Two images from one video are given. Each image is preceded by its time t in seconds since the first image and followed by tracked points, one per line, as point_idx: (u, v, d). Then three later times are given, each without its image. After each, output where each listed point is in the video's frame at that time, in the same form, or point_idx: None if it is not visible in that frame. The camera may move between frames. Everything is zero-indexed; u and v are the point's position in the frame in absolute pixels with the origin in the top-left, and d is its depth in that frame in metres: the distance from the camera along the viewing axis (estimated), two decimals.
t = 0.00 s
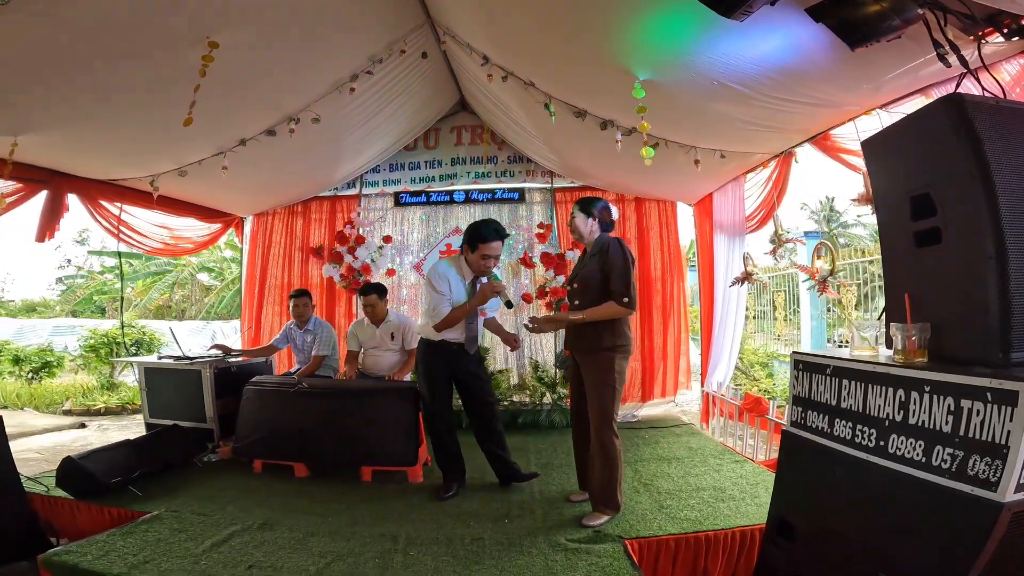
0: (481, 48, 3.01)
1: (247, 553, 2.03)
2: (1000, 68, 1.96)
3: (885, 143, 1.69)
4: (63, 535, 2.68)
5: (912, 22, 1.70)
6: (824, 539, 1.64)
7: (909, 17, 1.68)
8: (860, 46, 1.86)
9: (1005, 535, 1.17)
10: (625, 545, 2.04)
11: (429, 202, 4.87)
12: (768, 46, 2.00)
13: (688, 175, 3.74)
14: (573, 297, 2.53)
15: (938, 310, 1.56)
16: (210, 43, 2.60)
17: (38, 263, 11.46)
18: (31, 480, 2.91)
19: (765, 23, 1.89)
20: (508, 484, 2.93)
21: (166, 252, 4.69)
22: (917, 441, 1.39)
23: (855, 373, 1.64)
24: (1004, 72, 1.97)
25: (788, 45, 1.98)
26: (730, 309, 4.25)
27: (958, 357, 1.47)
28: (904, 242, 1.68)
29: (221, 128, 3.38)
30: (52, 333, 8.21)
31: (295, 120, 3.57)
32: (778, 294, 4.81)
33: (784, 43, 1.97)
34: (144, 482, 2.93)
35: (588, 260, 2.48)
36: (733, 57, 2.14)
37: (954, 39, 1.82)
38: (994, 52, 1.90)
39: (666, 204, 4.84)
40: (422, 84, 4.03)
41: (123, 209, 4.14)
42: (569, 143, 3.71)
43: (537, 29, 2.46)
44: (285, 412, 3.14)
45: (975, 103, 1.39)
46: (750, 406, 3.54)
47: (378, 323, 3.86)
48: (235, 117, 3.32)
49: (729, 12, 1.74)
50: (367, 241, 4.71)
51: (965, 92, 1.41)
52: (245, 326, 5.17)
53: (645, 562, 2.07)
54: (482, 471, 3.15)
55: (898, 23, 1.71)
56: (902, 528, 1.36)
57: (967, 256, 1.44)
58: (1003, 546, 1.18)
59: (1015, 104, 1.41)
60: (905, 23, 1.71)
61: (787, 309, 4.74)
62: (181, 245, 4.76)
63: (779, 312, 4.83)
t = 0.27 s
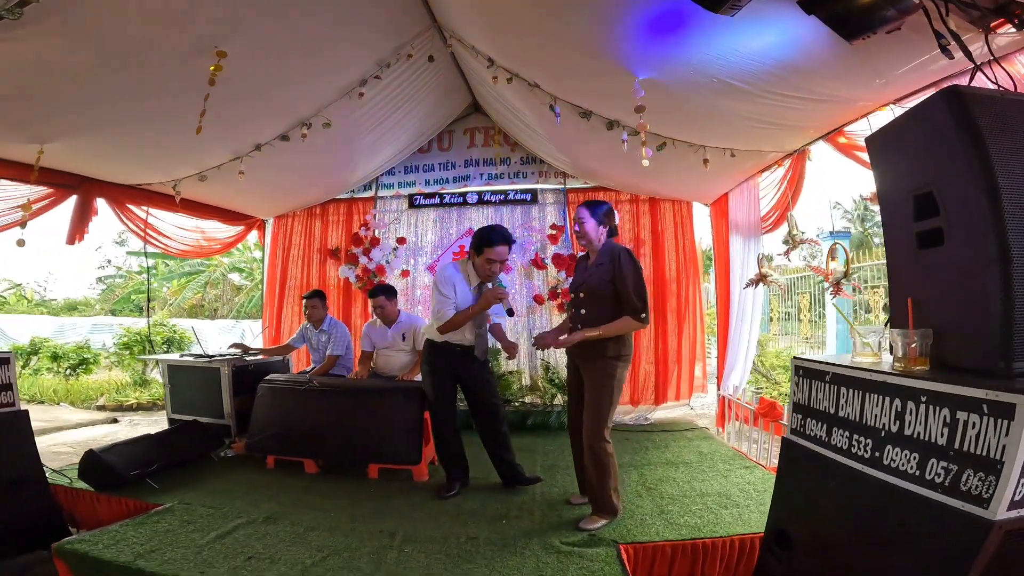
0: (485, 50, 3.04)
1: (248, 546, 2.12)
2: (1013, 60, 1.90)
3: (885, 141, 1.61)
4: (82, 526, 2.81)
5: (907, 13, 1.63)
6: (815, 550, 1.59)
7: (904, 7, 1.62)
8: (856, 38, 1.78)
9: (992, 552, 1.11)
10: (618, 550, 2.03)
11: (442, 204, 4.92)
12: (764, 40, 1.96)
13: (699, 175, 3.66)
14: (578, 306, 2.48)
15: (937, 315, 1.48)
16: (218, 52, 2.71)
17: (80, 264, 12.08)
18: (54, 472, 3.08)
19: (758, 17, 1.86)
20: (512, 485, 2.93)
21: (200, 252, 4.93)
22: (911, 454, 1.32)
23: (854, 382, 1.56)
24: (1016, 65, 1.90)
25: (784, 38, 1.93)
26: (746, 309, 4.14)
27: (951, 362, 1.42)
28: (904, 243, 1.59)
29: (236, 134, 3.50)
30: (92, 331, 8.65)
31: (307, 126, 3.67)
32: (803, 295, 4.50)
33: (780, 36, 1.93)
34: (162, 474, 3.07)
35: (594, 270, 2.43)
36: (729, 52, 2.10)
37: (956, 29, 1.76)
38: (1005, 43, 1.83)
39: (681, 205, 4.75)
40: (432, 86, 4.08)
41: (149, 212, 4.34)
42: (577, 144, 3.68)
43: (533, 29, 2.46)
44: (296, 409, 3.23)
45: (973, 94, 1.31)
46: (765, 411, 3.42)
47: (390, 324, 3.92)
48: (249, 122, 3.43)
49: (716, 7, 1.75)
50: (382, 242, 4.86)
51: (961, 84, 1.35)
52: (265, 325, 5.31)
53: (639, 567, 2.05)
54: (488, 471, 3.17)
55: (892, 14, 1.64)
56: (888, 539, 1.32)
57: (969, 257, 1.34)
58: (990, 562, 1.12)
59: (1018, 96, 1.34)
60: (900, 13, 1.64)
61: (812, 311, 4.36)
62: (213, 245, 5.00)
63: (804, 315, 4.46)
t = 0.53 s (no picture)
0: (478, 47, 3.01)
1: (237, 542, 2.12)
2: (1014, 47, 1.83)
3: (879, 128, 1.55)
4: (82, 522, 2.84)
5: None
6: (806, 554, 1.54)
7: None
8: (843, 24, 1.69)
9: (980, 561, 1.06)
10: (609, 553, 1.99)
11: (443, 203, 4.90)
12: (756, 29, 1.92)
13: (699, 170, 3.60)
14: (574, 302, 2.38)
15: (933, 313, 1.42)
16: (208, 54, 2.73)
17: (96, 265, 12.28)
18: (57, 470, 3.13)
19: (746, 6, 1.82)
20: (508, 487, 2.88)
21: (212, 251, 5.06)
22: (905, 459, 1.24)
23: (849, 381, 1.50)
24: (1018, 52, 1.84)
25: (775, 27, 1.89)
26: (750, 304, 4.05)
27: (943, 359, 1.36)
28: (900, 238, 1.54)
29: (233, 134, 3.51)
30: (106, 331, 8.82)
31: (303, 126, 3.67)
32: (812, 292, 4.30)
33: (769, 25, 1.88)
34: (161, 472, 3.10)
35: (592, 264, 2.34)
36: (722, 42, 2.06)
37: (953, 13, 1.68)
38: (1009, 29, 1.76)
39: (685, 201, 4.69)
40: (429, 84, 4.05)
41: (152, 213, 4.40)
42: (575, 140, 3.63)
43: (523, 24, 2.43)
44: (293, 409, 3.23)
45: (963, 82, 1.26)
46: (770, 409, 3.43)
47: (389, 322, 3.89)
48: (245, 123, 3.45)
49: None
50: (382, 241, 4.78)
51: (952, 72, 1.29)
52: (269, 324, 5.35)
53: (632, 571, 2.01)
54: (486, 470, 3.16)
55: None
56: (875, 543, 1.27)
57: (963, 249, 1.28)
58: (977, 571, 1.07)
59: (1013, 80, 1.27)
60: None
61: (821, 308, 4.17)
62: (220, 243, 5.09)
63: (813, 312, 4.28)
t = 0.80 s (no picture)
0: (472, 41, 2.97)
1: (226, 539, 2.10)
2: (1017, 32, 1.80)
3: (878, 113, 1.49)
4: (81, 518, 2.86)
5: None
6: (799, 558, 1.48)
7: None
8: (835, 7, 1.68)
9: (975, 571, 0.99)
10: (602, 555, 1.94)
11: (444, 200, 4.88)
12: (747, 15, 1.84)
13: (700, 164, 3.52)
14: (571, 297, 2.29)
15: (935, 307, 1.35)
16: (199, 52, 2.71)
17: (110, 265, 12.44)
18: (56, 467, 3.15)
19: None
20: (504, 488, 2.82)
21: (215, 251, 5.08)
22: (905, 462, 1.16)
23: (847, 379, 1.41)
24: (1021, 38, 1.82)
25: (767, 12, 1.82)
26: (756, 299, 3.96)
27: (941, 354, 1.30)
28: (902, 227, 1.47)
29: (229, 132, 3.51)
30: (118, 330, 8.94)
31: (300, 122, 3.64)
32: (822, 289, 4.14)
33: (762, 11, 1.82)
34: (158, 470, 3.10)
35: (589, 256, 2.27)
36: (714, 28, 1.98)
37: None
38: (1013, 13, 1.70)
39: (689, 196, 4.61)
40: (427, 79, 4.01)
41: (154, 212, 4.43)
42: (573, 134, 3.57)
43: (513, 15, 2.38)
44: (289, 407, 3.21)
45: (963, 63, 1.19)
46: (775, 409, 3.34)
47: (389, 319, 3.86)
48: (241, 121, 3.44)
49: None
50: (383, 239, 4.69)
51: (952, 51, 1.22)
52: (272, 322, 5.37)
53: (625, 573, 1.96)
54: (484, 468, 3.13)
55: None
56: (867, 547, 1.20)
57: (965, 238, 1.21)
58: None
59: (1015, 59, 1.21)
60: None
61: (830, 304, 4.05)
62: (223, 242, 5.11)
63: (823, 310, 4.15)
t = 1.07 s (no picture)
0: (474, 36, 2.93)
1: (222, 536, 2.11)
2: None
3: (887, 100, 1.40)
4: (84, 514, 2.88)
5: None
6: (801, 566, 1.42)
7: None
8: None
9: None
10: (601, 558, 1.89)
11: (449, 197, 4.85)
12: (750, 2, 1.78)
13: (707, 159, 3.44)
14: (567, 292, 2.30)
15: (948, 306, 1.27)
16: (198, 50, 2.70)
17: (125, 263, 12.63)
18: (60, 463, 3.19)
19: None
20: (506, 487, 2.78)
21: (232, 246, 5.17)
22: (915, 468, 1.08)
23: (854, 380, 1.34)
24: None
25: None
26: (766, 297, 3.87)
27: (952, 354, 1.23)
28: (912, 221, 1.40)
29: (232, 130, 3.51)
30: (132, 328, 9.08)
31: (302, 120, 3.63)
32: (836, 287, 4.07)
33: None
34: (161, 466, 3.12)
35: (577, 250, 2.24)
36: (716, 17, 1.93)
37: None
38: None
39: (697, 192, 4.52)
40: (431, 75, 3.98)
41: (161, 210, 4.46)
42: (578, 129, 3.51)
43: (513, 9, 2.34)
44: (292, 404, 3.20)
45: (977, 45, 1.12)
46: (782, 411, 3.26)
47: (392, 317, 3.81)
48: (243, 119, 3.44)
49: None
50: (388, 236, 4.65)
51: (965, 34, 1.15)
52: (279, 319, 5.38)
53: None
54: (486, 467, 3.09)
55: None
56: (871, 557, 1.14)
57: (983, 231, 1.13)
58: None
59: None
60: None
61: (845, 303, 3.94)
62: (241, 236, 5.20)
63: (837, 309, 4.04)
